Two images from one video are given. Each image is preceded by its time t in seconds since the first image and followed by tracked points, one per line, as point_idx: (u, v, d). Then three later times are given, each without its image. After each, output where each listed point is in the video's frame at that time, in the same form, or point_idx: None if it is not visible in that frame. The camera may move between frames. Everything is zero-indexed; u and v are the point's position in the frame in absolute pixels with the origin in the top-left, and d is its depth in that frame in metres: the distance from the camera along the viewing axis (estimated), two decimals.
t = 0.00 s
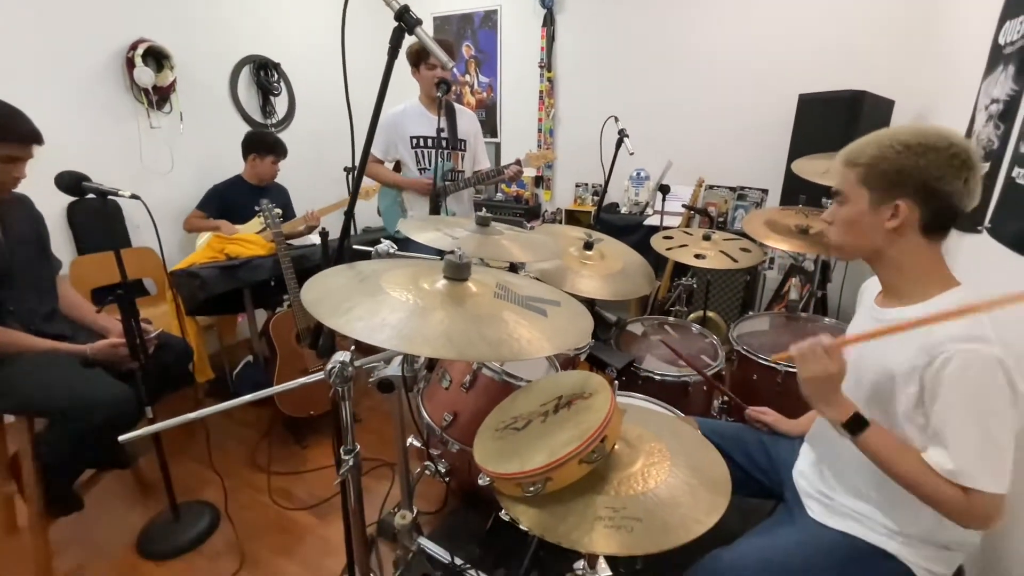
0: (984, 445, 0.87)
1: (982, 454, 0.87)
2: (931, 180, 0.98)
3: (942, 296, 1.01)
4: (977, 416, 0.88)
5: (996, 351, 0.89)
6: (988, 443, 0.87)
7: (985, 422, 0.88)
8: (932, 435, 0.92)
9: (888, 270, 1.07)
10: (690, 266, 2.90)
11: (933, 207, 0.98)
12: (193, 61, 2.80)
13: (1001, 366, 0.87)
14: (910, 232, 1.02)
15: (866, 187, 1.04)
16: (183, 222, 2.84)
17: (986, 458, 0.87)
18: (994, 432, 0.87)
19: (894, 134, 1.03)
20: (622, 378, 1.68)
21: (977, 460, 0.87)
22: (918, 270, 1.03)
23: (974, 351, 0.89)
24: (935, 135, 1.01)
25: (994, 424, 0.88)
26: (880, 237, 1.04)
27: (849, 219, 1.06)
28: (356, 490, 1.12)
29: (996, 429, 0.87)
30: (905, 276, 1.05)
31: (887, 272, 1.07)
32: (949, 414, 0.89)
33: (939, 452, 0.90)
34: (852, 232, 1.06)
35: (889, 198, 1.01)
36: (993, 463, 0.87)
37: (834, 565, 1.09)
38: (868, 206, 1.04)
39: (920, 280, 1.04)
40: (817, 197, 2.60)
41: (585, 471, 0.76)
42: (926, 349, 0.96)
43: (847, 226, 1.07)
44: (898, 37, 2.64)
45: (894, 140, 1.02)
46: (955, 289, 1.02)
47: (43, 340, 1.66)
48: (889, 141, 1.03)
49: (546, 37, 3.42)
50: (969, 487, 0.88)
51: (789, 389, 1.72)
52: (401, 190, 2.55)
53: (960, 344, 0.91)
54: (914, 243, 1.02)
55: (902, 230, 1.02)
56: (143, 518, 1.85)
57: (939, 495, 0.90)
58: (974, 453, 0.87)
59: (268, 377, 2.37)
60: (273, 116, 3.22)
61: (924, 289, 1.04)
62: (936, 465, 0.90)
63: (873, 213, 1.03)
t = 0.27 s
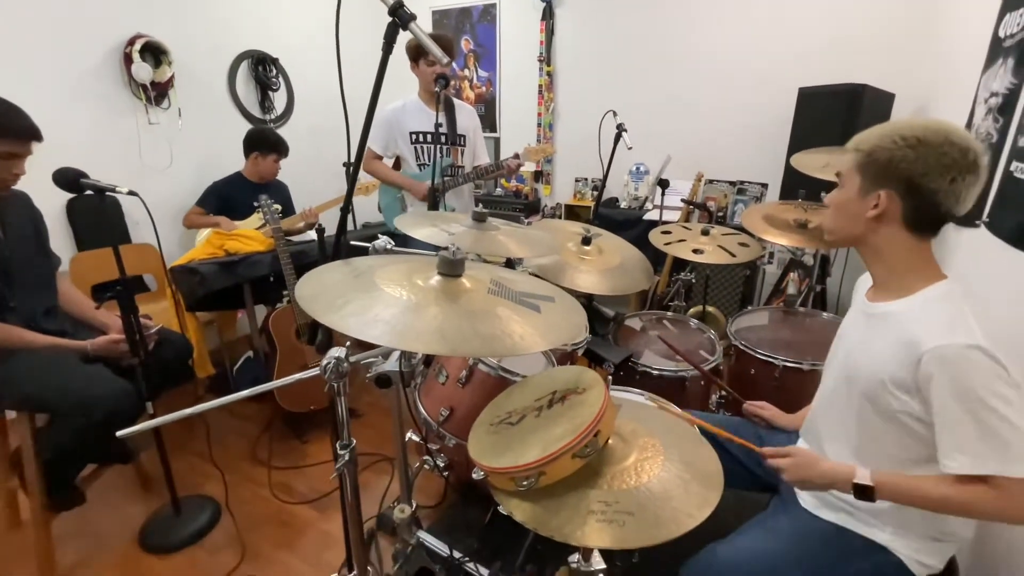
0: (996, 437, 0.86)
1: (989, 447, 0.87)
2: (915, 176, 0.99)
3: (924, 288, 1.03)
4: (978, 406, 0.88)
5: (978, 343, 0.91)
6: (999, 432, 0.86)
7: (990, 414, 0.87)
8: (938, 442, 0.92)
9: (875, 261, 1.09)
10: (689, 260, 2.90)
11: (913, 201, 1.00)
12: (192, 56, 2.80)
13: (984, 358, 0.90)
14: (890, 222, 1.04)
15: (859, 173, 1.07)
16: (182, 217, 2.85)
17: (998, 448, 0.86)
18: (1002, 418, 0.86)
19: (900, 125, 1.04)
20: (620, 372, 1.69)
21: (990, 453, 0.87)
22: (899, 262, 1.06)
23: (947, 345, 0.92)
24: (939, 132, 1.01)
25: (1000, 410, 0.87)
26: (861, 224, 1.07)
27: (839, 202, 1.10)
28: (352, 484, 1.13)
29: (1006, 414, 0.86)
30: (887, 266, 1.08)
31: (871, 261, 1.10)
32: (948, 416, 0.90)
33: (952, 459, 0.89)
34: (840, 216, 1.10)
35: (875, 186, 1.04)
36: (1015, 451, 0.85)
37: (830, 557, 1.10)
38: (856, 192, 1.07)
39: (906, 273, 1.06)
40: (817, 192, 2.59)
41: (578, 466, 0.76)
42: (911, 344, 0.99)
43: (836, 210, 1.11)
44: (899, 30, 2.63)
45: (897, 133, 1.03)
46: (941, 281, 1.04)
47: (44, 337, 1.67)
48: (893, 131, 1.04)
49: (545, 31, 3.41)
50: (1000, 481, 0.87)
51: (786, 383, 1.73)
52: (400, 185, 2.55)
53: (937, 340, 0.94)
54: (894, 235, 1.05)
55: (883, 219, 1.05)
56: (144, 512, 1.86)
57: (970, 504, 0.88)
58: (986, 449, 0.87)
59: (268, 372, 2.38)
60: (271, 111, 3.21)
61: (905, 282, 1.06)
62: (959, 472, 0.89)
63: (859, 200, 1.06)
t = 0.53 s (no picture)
0: (978, 440, 0.89)
1: (974, 450, 0.89)
2: (921, 176, 0.99)
3: (926, 289, 1.03)
4: (966, 409, 0.90)
5: (979, 345, 0.92)
6: (980, 436, 0.89)
7: (975, 417, 0.89)
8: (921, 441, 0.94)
9: (877, 259, 1.09)
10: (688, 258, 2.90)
11: (918, 201, 1.00)
12: (191, 54, 2.81)
13: (982, 359, 0.90)
14: (893, 221, 1.04)
15: (862, 171, 1.06)
16: (183, 216, 2.86)
17: (980, 451, 0.89)
18: (985, 422, 0.89)
19: (905, 122, 1.03)
20: (617, 369, 1.70)
21: (972, 456, 0.89)
22: (901, 260, 1.05)
23: (948, 345, 0.92)
24: (943, 129, 1.00)
25: (986, 415, 0.89)
26: (864, 223, 1.06)
27: (841, 200, 1.09)
28: (348, 480, 1.14)
29: (988, 418, 0.89)
30: (890, 265, 1.07)
31: (874, 260, 1.10)
32: (937, 417, 0.91)
33: (932, 459, 0.92)
34: (841, 214, 1.09)
35: (878, 185, 1.03)
36: (992, 455, 0.89)
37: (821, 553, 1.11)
38: (859, 191, 1.06)
39: (910, 274, 1.05)
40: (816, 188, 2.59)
41: (569, 462, 0.77)
42: (909, 343, 0.99)
43: (838, 207, 1.10)
44: (899, 25, 2.62)
45: (901, 130, 1.02)
46: (946, 281, 1.03)
47: (45, 335, 1.69)
48: (897, 128, 1.03)
49: (544, 27, 3.41)
50: (971, 484, 0.91)
51: (783, 379, 1.74)
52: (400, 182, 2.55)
53: (938, 340, 0.94)
54: (897, 234, 1.04)
55: (886, 219, 1.04)
56: (146, 507, 1.88)
57: (942, 505, 0.92)
58: (968, 451, 0.89)
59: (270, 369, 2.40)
60: (271, 109, 3.22)
61: (908, 281, 1.06)
62: (935, 472, 0.92)
63: (862, 199, 1.05)
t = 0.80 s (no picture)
0: (978, 445, 0.89)
1: (972, 453, 0.89)
2: (932, 179, 0.98)
3: (925, 290, 1.03)
4: (966, 413, 0.89)
5: (978, 349, 0.91)
6: (980, 441, 0.88)
7: (974, 421, 0.89)
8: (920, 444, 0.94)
9: (876, 256, 1.10)
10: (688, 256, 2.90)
11: (925, 203, 0.99)
12: (193, 55, 2.83)
13: (980, 363, 0.90)
14: (897, 221, 1.04)
15: (876, 166, 1.05)
16: (186, 215, 2.88)
17: (978, 455, 0.89)
18: (985, 427, 0.88)
19: (928, 119, 1.01)
20: (615, 366, 1.71)
21: (971, 460, 0.89)
22: (901, 260, 1.06)
23: (947, 350, 0.92)
24: (965, 132, 0.98)
25: (986, 420, 0.89)
26: (868, 219, 1.07)
27: (851, 193, 1.09)
28: (345, 477, 1.16)
29: (988, 422, 0.88)
30: (890, 264, 1.07)
31: (875, 257, 1.10)
32: (935, 420, 0.91)
33: (932, 463, 0.92)
34: (849, 208, 1.09)
35: (889, 183, 1.03)
36: (992, 459, 0.88)
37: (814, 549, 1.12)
38: (869, 186, 1.06)
39: (909, 274, 1.06)
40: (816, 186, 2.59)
41: (559, 458, 0.78)
42: (907, 345, 0.99)
43: (846, 200, 1.10)
44: (899, 23, 2.61)
45: (921, 128, 1.00)
46: (945, 282, 1.03)
47: (49, 333, 1.71)
48: (918, 125, 1.01)
49: (544, 26, 3.42)
50: (971, 488, 0.90)
51: (780, 377, 1.75)
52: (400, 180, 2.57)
53: (936, 344, 0.94)
54: (900, 234, 1.05)
55: (891, 217, 1.04)
56: (150, 504, 1.91)
57: (938, 508, 0.92)
58: (968, 456, 0.89)
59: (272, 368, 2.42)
60: (273, 109, 3.24)
61: (906, 281, 1.06)
62: (935, 476, 0.92)
63: (871, 194, 1.05)
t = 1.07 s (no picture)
0: (967, 441, 0.90)
1: (960, 449, 0.90)
2: (937, 176, 0.97)
3: (914, 288, 1.04)
4: (954, 409, 0.90)
5: (960, 345, 0.93)
6: (969, 436, 0.89)
7: (962, 417, 0.90)
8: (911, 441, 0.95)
9: (869, 253, 1.10)
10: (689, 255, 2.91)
11: (927, 201, 0.99)
12: (198, 58, 2.86)
13: (965, 360, 0.91)
14: (898, 217, 1.03)
15: (879, 162, 1.04)
16: (191, 216, 2.91)
17: (968, 451, 0.90)
18: (975, 423, 0.89)
19: (935, 117, 1.00)
20: (613, 366, 1.73)
21: (960, 456, 0.90)
22: (895, 258, 1.06)
23: (932, 347, 0.93)
24: (970, 131, 0.97)
25: (975, 416, 0.90)
26: (868, 215, 1.06)
27: (852, 189, 1.08)
28: (343, 473, 1.18)
29: (978, 418, 0.89)
30: (884, 261, 1.07)
31: (869, 254, 1.10)
32: (924, 417, 0.92)
33: (923, 459, 0.93)
34: (851, 204, 1.08)
35: (893, 179, 1.02)
36: (983, 455, 0.89)
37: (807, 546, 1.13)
38: (873, 182, 1.05)
39: (900, 271, 1.06)
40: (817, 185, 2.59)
41: (550, 455, 0.80)
42: (895, 342, 1.00)
43: (847, 196, 1.09)
44: (900, 22, 2.61)
45: (928, 125, 0.99)
46: (932, 280, 1.04)
47: (57, 333, 1.73)
48: (924, 123, 1.00)
49: (546, 26, 3.43)
50: (963, 484, 0.91)
51: (778, 377, 1.76)
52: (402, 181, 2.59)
53: (921, 342, 0.95)
54: (898, 231, 1.04)
55: (892, 214, 1.03)
56: (155, 501, 1.93)
57: (934, 505, 0.93)
58: (957, 451, 0.90)
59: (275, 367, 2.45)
60: (276, 111, 3.26)
61: (898, 278, 1.06)
62: (926, 472, 0.93)
63: (874, 190, 1.04)
